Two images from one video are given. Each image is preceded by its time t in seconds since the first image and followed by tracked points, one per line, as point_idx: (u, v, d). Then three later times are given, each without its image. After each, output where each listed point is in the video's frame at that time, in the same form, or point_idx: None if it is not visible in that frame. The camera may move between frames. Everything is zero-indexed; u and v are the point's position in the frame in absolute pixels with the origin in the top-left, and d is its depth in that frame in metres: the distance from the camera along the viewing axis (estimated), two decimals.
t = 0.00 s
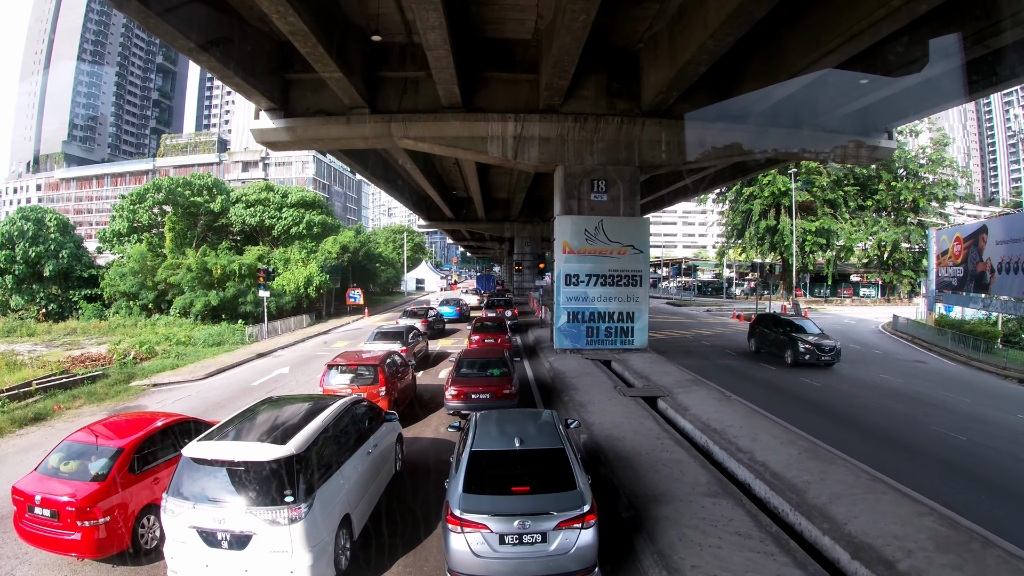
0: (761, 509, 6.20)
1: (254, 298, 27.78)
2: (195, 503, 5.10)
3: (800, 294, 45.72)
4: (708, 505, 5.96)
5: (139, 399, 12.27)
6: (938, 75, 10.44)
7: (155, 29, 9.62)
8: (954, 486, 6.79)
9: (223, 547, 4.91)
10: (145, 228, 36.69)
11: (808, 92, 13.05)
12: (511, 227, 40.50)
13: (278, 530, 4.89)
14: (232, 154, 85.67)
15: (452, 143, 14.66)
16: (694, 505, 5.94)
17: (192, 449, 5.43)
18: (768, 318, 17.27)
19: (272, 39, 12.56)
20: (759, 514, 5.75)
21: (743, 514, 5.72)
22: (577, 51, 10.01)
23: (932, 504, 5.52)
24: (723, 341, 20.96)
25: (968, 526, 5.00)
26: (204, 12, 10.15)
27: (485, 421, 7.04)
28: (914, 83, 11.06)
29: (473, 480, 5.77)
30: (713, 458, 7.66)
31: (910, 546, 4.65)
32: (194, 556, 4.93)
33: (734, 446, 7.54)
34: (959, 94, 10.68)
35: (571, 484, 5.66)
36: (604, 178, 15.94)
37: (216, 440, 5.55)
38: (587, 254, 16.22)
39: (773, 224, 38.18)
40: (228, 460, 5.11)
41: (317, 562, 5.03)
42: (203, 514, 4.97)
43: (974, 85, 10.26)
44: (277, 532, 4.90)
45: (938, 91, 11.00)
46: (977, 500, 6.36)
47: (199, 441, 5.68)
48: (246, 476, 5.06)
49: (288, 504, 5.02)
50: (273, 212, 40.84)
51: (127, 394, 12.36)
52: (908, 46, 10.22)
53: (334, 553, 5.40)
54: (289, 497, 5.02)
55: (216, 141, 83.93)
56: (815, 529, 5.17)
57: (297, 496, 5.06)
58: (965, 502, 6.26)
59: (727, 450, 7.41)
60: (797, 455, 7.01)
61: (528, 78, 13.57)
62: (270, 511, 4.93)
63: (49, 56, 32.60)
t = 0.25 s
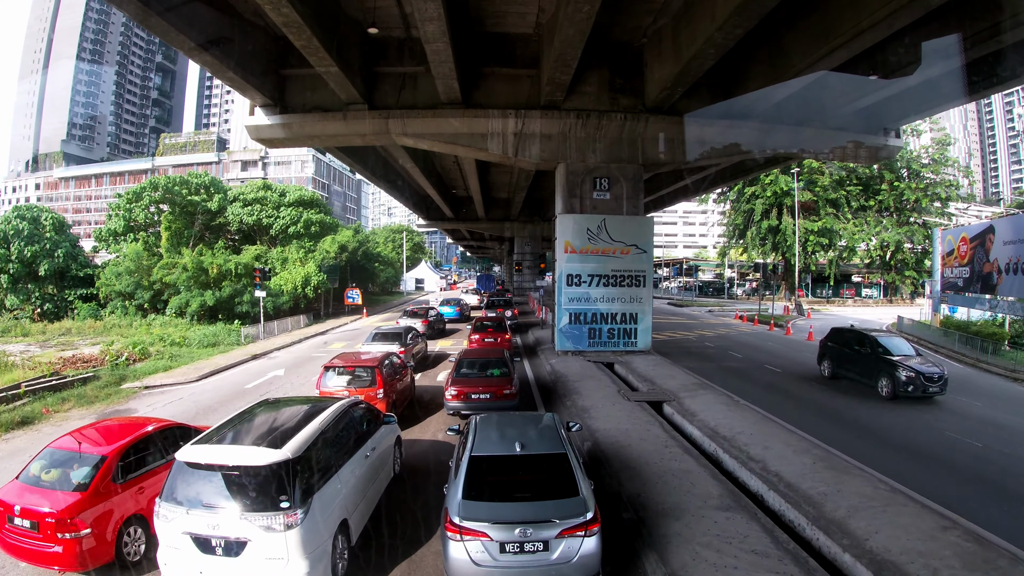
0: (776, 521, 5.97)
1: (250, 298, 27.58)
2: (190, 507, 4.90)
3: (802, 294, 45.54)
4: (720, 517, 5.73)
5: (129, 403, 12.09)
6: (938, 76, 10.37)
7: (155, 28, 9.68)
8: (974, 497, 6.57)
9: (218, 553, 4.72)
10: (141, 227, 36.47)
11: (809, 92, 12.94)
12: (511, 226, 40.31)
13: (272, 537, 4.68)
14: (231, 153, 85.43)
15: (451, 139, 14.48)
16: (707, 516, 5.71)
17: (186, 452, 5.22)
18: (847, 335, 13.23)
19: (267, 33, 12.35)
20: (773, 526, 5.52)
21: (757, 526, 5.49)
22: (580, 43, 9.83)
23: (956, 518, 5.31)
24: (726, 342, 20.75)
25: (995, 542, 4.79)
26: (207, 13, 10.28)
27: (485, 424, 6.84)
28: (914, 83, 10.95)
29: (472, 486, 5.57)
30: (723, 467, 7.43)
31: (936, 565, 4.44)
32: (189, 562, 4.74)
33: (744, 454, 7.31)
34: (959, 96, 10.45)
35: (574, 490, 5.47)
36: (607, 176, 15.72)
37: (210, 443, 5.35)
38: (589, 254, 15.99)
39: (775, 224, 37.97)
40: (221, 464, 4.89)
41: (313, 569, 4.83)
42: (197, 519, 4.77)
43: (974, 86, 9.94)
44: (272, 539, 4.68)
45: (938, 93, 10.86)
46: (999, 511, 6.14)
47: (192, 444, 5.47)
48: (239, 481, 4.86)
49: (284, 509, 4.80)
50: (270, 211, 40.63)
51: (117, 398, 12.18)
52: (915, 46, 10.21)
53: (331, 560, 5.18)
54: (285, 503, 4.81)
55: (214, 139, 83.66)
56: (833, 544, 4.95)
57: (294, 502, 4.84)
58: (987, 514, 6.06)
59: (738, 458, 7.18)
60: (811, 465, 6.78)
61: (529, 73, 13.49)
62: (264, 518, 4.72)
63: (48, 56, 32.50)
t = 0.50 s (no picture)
0: (790, 533, 5.78)
1: (248, 298, 27.45)
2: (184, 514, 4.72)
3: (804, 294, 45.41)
4: (732, 528, 5.52)
5: (121, 405, 11.95)
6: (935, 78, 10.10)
7: (152, 23, 9.60)
8: (993, 506, 6.39)
9: (212, 561, 4.55)
10: (139, 226, 36.34)
11: (811, 92, 12.77)
12: (512, 225, 40.17)
13: (266, 546, 4.50)
14: (231, 152, 85.37)
15: (451, 137, 14.34)
16: (718, 528, 5.50)
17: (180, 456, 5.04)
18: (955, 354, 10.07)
19: (263, 29, 12.20)
20: (786, 537, 5.34)
21: (768, 535, 5.32)
22: (583, 37, 9.71)
23: (978, 530, 5.14)
24: (730, 343, 20.58)
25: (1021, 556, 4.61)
26: (206, 13, 10.31)
27: (486, 426, 6.69)
28: (911, 86, 10.64)
29: (471, 491, 5.40)
30: (733, 475, 7.26)
31: None
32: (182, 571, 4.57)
33: (756, 462, 7.13)
34: (958, 98, 9.91)
35: (576, 495, 5.30)
36: (611, 173, 15.54)
37: (204, 447, 5.18)
38: (592, 253, 15.83)
39: (777, 224, 37.83)
40: (216, 469, 4.72)
41: None
42: (191, 526, 4.60)
43: (974, 87, 9.40)
44: (266, 548, 4.51)
45: (936, 93, 10.37)
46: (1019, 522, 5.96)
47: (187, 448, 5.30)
48: (233, 486, 4.69)
49: (279, 517, 4.63)
50: (269, 210, 40.50)
51: (109, 401, 12.05)
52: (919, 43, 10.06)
53: (327, 567, 5.00)
54: (280, 509, 4.63)
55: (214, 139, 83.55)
56: (851, 558, 4.77)
57: (289, 508, 4.67)
58: (1008, 525, 5.88)
59: (749, 466, 7.00)
60: (825, 473, 6.62)
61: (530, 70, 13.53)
62: (259, 525, 4.54)
63: (48, 55, 32.37)
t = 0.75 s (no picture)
0: (806, 546, 5.54)
1: (245, 298, 27.27)
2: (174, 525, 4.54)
3: (807, 294, 45.19)
4: (747, 542, 5.22)
5: (112, 409, 11.78)
6: (940, 74, 10.11)
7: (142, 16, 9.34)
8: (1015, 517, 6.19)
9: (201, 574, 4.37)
10: (135, 225, 36.14)
11: (809, 93, 12.60)
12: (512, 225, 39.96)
13: (257, 558, 4.31)
14: (230, 151, 85.16)
15: (451, 134, 14.21)
16: (733, 543, 5.19)
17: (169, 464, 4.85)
18: None
19: (257, 23, 11.96)
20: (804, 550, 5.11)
21: (784, 548, 5.08)
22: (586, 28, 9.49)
23: (1004, 544, 4.94)
24: (734, 344, 20.37)
25: None
26: (201, 9, 10.19)
27: (487, 428, 6.51)
28: (916, 82, 10.65)
29: (472, 494, 5.22)
30: (745, 484, 7.04)
31: None
32: None
33: (768, 471, 6.92)
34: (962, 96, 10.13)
35: (578, 498, 5.12)
36: (614, 170, 15.34)
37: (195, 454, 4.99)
38: (595, 253, 15.64)
39: (779, 223, 37.60)
40: (206, 479, 4.52)
41: None
42: (179, 539, 4.41)
43: (974, 85, 9.70)
44: (257, 560, 4.32)
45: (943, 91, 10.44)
46: None
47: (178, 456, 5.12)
48: (222, 495, 4.50)
49: (270, 528, 4.43)
50: (267, 210, 40.28)
51: (100, 404, 11.87)
52: (915, 44, 9.93)
53: None
54: (271, 520, 4.44)
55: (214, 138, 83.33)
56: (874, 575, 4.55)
57: (281, 520, 4.47)
58: None
59: (761, 475, 6.78)
60: (841, 483, 6.42)
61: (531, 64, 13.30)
62: (251, 537, 4.35)
63: (47, 55, 32.17)
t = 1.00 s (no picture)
0: (822, 561, 5.35)
1: (243, 298, 27.11)
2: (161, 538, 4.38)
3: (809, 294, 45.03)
4: (764, 559, 4.90)
5: (104, 413, 11.61)
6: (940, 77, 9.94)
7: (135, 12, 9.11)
8: None
9: None
10: (133, 225, 35.97)
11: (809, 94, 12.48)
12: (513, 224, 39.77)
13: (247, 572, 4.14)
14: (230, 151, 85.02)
15: (452, 132, 14.13)
16: (748, 558, 4.90)
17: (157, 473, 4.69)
18: None
19: (254, 19, 11.78)
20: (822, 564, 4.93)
21: (799, 561, 4.89)
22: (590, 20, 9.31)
23: None
24: (739, 345, 20.18)
25: None
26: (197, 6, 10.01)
27: (488, 430, 6.35)
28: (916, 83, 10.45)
29: (473, 497, 5.06)
30: (757, 493, 6.85)
31: None
32: None
33: (781, 479, 6.75)
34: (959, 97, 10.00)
35: (580, 501, 4.96)
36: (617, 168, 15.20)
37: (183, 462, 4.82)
38: (598, 253, 15.47)
39: (782, 223, 37.42)
40: (192, 490, 4.34)
41: None
42: (166, 553, 4.25)
43: (973, 86, 9.59)
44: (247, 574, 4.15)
45: (941, 93, 10.26)
46: None
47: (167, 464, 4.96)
48: (210, 506, 4.33)
49: (260, 542, 4.25)
50: (265, 209, 40.12)
51: (92, 408, 11.69)
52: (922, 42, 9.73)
53: None
54: (261, 533, 4.26)
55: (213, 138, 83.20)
56: None
57: (272, 534, 4.28)
58: None
59: (773, 485, 6.59)
60: (857, 492, 6.24)
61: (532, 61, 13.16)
62: (240, 552, 4.18)
63: (47, 55, 32.07)
